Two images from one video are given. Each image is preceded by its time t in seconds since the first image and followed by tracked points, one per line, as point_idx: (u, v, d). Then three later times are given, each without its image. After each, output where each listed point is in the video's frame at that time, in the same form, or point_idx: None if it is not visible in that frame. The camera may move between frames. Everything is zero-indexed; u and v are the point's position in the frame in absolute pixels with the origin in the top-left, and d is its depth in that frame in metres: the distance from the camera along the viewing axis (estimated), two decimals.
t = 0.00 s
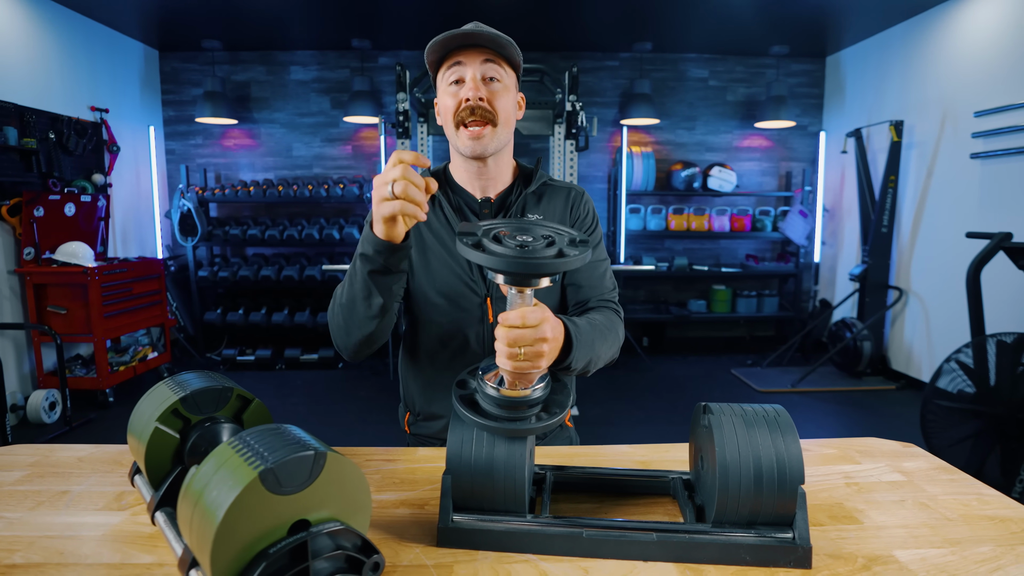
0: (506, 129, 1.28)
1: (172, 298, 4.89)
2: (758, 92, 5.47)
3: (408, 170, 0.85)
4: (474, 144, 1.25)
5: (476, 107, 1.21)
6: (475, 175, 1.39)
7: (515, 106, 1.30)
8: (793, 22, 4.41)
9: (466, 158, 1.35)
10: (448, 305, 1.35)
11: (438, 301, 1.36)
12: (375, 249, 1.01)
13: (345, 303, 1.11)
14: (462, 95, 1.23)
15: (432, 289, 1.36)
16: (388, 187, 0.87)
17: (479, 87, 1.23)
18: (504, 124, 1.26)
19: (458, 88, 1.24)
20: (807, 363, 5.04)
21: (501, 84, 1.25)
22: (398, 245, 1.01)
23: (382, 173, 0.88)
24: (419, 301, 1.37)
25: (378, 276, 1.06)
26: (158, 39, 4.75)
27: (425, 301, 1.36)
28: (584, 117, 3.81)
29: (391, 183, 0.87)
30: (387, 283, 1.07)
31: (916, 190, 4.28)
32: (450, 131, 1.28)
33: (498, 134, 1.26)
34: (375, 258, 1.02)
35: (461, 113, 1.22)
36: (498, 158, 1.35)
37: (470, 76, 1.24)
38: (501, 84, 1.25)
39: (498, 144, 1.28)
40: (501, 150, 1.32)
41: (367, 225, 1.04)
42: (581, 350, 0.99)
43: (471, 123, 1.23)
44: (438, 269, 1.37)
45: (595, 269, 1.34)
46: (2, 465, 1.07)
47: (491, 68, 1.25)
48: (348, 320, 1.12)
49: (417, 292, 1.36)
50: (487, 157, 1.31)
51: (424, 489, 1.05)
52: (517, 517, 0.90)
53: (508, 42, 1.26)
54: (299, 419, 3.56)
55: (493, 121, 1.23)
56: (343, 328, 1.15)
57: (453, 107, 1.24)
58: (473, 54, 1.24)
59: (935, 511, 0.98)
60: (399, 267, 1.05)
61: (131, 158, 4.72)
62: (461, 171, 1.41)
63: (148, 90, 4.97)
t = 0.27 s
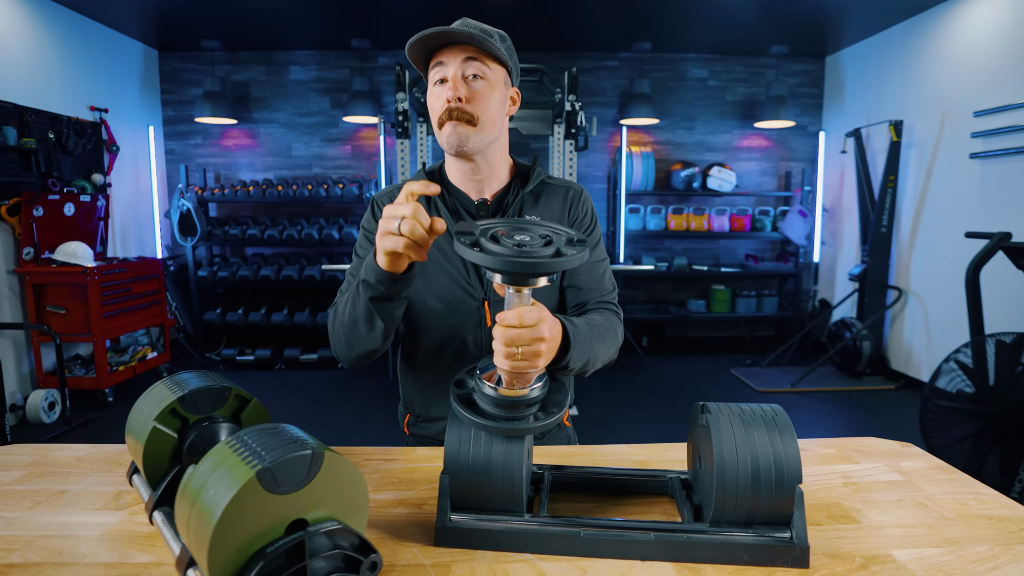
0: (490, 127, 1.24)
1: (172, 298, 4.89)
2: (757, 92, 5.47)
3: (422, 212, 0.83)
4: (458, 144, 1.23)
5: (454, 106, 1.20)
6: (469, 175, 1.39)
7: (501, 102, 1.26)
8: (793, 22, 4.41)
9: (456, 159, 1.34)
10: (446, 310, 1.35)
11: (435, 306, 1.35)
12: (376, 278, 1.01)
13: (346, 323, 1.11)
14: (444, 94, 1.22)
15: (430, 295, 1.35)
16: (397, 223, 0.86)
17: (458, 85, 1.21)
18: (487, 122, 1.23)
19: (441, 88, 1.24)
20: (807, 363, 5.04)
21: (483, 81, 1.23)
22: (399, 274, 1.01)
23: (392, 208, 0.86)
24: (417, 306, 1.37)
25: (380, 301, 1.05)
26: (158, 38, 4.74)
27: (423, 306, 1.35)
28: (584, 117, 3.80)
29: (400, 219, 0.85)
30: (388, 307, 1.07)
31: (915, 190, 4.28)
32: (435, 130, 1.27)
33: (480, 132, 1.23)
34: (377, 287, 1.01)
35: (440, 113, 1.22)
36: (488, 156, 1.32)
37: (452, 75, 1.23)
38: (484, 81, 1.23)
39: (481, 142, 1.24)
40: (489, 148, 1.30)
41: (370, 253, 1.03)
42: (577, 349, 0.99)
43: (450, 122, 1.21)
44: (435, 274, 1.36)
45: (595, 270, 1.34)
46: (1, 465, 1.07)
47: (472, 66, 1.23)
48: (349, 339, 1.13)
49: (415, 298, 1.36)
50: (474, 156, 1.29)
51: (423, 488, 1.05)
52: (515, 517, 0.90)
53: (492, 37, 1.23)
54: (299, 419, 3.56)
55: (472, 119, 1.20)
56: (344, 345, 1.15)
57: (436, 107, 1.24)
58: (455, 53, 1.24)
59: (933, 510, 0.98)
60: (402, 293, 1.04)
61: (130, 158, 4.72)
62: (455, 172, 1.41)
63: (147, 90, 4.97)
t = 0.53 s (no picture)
0: (490, 125, 1.25)
1: (172, 298, 4.89)
2: (757, 92, 5.47)
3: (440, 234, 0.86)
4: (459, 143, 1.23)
5: (456, 104, 1.20)
6: (470, 175, 1.39)
7: (503, 101, 1.27)
8: (793, 22, 4.41)
9: (458, 159, 1.35)
10: (446, 310, 1.35)
11: (436, 305, 1.35)
12: (386, 288, 1.01)
13: (349, 325, 1.11)
14: (445, 94, 1.23)
15: (430, 294, 1.35)
16: (413, 240, 0.88)
17: (459, 85, 1.22)
18: (487, 120, 1.23)
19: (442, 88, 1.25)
20: (806, 363, 5.04)
21: (485, 80, 1.23)
22: (407, 286, 1.01)
23: (409, 224, 0.87)
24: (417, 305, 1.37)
25: (385, 309, 1.06)
26: (158, 38, 4.74)
27: (424, 305, 1.35)
28: (583, 117, 3.80)
29: (417, 236, 0.87)
30: (393, 315, 1.07)
31: (915, 189, 4.28)
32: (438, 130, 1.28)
33: (481, 131, 1.24)
34: (385, 295, 1.02)
35: (443, 113, 1.22)
36: (489, 155, 1.33)
37: (453, 75, 1.24)
38: (484, 81, 1.23)
39: (483, 141, 1.25)
40: (490, 148, 1.30)
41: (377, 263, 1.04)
42: (576, 348, 0.99)
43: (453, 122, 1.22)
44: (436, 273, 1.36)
45: (597, 270, 1.34)
46: (1, 464, 1.08)
47: (474, 66, 1.24)
48: (351, 342, 1.13)
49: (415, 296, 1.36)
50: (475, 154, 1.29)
51: (422, 488, 1.05)
52: (514, 516, 0.90)
53: (492, 38, 1.23)
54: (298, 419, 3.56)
55: (473, 118, 1.21)
56: (346, 345, 1.15)
57: (438, 107, 1.25)
58: (456, 53, 1.25)
59: (932, 509, 0.98)
60: (407, 302, 1.05)
61: (130, 158, 4.72)
62: (457, 171, 1.41)
63: (146, 89, 4.97)
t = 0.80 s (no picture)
0: (499, 128, 1.25)
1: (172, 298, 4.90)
2: (757, 92, 5.48)
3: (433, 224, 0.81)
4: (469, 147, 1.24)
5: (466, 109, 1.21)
6: (477, 175, 1.39)
7: (512, 104, 1.27)
8: (793, 22, 4.41)
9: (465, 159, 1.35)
10: (448, 309, 1.36)
11: (437, 304, 1.36)
12: (387, 288, 1.00)
13: (352, 323, 1.12)
14: (454, 97, 1.23)
15: (432, 293, 1.36)
16: (407, 232, 0.84)
17: (469, 88, 1.22)
18: (497, 123, 1.24)
19: (452, 90, 1.24)
20: (806, 363, 5.04)
21: (495, 83, 1.23)
22: (408, 285, 1.00)
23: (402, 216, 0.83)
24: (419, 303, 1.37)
25: (387, 308, 1.05)
26: (158, 38, 4.74)
27: (426, 304, 1.36)
28: (583, 116, 3.80)
29: (409, 229, 0.83)
30: (395, 314, 1.06)
31: (915, 189, 4.29)
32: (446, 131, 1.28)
33: (490, 133, 1.24)
34: (386, 295, 1.01)
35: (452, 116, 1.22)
36: (497, 157, 1.33)
37: (462, 77, 1.23)
38: (494, 83, 1.23)
39: (492, 143, 1.26)
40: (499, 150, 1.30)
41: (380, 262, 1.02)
42: (575, 347, 0.99)
43: (462, 125, 1.21)
44: (438, 272, 1.37)
45: (599, 272, 1.34)
46: (2, 464, 1.08)
47: (483, 68, 1.23)
48: (354, 339, 1.14)
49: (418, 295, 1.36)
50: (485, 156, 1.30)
51: (423, 487, 1.05)
52: (515, 515, 0.90)
53: (502, 40, 1.23)
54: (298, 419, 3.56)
55: (482, 121, 1.21)
56: (350, 343, 1.17)
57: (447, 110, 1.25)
58: (465, 55, 1.23)
59: (932, 509, 0.98)
60: (409, 302, 1.04)
61: (130, 158, 4.72)
62: (463, 171, 1.41)
63: (146, 89, 4.96)
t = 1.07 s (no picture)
0: (499, 137, 1.26)
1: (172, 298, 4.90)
2: (756, 92, 5.48)
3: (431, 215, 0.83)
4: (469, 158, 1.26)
5: (466, 122, 1.22)
6: (477, 177, 1.39)
7: (512, 109, 1.27)
8: (792, 22, 4.41)
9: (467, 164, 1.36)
10: (449, 309, 1.36)
11: (439, 304, 1.36)
12: (386, 282, 1.00)
13: (352, 320, 1.12)
14: (454, 107, 1.23)
15: (434, 293, 1.36)
16: (405, 225, 0.85)
17: (469, 100, 1.21)
18: (497, 133, 1.25)
19: (451, 99, 1.23)
20: (806, 363, 5.04)
21: (495, 92, 1.22)
22: (407, 279, 1.00)
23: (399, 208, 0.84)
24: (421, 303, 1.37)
25: (386, 303, 1.05)
26: (158, 38, 4.74)
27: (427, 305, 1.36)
28: (583, 116, 3.80)
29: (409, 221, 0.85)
30: (395, 310, 1.06)
31: (915, 189, 4.29)
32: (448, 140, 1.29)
33: (490, 144, 1.25)
34: (386, 290, 1.01)
35: (451, 128, 1.23)
36: (497, 163, 1.35)
37: (462, 86, 1.22)
38: (494, 92, 1.22)
39: (492, 152, 1.27)
40: (499, 157, 1.32)
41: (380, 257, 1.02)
42: (575, 346, 0.99)
43: (462, 138, 1.23)
44: (439, 272, 1.37)
45: (599, 271, 1.34)
46: (3, 463, 1.08)
47: (483, 77, 1.22)
48: (354, 335, 1.14)
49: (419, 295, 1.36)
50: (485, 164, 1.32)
51: (423, 486, 1.05)
52: (516, 515, 0.91)
53: (501, 47, 1.20)
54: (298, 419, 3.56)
55: (482, 133, 1.23)
56: (350, 344, 1.17)
57: (447, 119, 1.25)
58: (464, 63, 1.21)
59: (932, 508, 0.98)
60: (409, 297, 1.04)
61: (130, 158, 4.71)
62: (463, 173, 1.41)
63: (146, 89, 4.96)
